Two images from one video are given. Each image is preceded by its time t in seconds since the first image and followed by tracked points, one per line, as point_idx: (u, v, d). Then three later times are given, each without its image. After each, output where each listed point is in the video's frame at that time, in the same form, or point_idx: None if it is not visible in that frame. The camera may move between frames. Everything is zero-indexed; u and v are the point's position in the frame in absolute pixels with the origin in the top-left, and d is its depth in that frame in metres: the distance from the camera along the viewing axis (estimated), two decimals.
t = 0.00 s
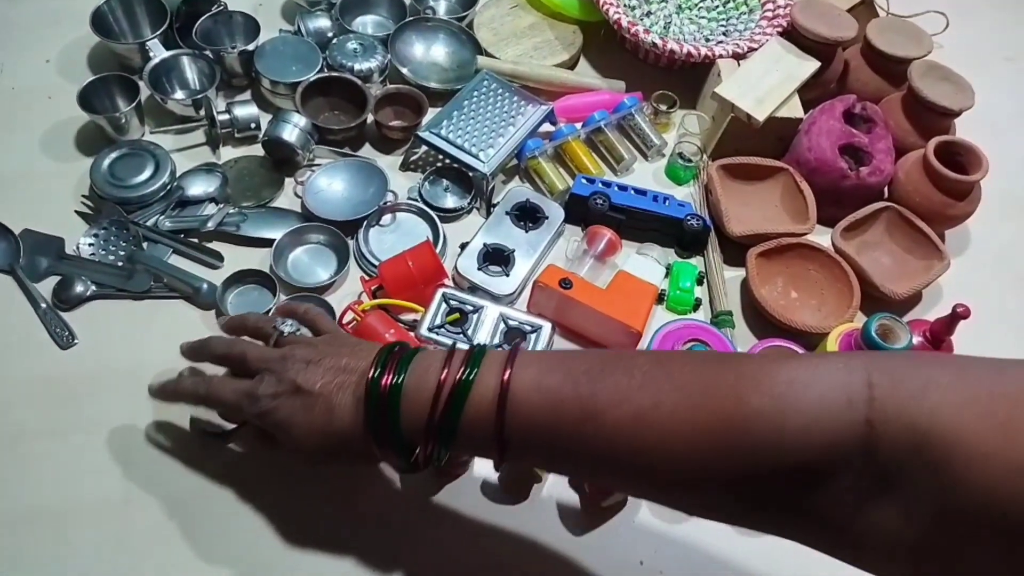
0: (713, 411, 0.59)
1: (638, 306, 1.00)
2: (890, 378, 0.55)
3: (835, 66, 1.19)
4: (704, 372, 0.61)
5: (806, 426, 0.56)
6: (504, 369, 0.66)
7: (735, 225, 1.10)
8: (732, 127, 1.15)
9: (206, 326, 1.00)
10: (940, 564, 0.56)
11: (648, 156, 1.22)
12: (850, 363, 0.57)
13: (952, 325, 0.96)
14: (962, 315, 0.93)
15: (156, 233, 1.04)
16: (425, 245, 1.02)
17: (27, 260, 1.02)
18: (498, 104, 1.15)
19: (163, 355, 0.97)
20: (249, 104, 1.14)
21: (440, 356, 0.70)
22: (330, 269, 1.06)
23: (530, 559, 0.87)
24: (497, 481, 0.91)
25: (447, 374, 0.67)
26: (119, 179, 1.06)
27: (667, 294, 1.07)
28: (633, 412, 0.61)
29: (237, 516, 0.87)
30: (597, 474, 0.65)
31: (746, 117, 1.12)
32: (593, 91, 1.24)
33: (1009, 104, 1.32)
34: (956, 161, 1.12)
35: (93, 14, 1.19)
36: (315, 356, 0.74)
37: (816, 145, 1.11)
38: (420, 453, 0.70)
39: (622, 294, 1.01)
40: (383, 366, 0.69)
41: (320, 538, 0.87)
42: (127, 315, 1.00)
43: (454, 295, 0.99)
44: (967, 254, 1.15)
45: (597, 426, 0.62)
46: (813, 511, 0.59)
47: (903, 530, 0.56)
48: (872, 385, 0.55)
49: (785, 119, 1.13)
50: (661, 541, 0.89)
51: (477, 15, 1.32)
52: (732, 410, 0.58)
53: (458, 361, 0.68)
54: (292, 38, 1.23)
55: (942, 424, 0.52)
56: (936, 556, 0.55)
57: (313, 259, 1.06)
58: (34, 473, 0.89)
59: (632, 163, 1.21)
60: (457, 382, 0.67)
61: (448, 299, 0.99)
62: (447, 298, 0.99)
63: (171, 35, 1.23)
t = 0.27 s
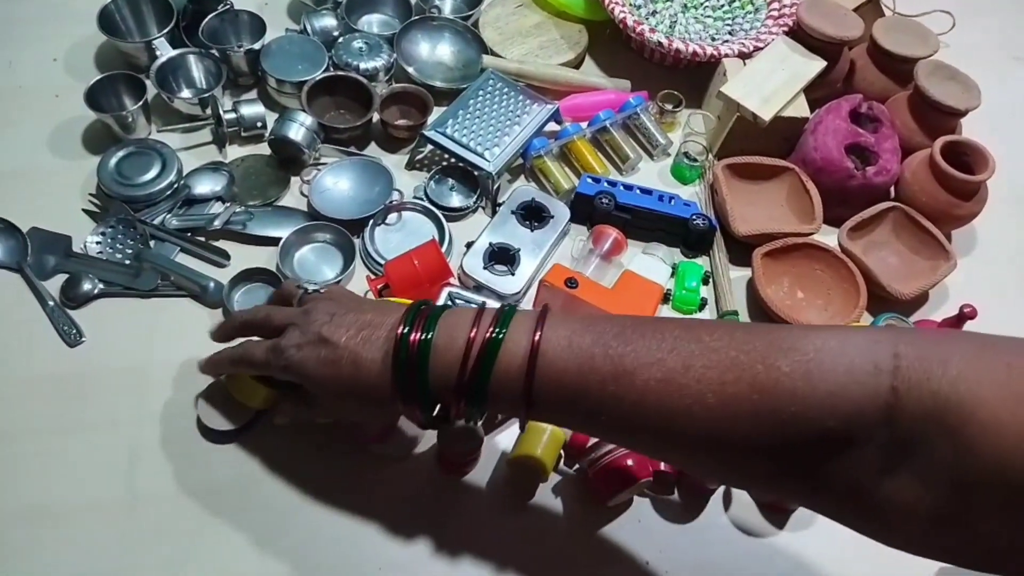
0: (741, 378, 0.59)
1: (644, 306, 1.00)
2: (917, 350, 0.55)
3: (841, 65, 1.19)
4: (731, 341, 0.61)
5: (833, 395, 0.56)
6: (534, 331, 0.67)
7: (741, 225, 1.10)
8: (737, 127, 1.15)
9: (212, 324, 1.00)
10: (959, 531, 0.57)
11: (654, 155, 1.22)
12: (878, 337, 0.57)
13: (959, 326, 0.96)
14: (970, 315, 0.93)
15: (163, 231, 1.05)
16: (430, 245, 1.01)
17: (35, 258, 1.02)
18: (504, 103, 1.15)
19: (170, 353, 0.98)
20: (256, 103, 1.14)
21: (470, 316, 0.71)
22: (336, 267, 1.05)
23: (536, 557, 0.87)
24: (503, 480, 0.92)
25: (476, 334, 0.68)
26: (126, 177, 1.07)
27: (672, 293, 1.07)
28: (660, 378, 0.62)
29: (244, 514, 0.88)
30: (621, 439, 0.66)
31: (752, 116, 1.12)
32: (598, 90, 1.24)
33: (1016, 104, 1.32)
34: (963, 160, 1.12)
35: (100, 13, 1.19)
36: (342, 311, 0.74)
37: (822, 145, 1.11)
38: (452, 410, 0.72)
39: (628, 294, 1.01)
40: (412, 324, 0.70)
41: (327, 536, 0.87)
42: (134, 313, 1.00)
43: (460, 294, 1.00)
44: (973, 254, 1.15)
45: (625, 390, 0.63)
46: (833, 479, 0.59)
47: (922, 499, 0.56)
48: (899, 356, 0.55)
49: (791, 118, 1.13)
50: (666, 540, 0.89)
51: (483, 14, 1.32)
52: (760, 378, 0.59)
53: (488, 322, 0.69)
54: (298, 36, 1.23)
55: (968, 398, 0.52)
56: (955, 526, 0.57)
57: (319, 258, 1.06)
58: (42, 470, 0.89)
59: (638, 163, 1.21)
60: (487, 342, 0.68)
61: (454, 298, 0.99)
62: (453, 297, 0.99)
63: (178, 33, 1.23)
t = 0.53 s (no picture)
0: (755, 373, 0.59)
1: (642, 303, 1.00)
2: (929, 346, 0.55)
3: (841, 63, 1.19)
4: (743, 337, 0.61)
5: (842, 391, 0.56)
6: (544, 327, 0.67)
7: (740, 223, 1.10)
8: (737, 125, 1.15)
9: (211, 322, 1.00)
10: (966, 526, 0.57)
11: (653, 154, 1.22)
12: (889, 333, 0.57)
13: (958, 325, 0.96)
14: (967, 312, 0.94)
15: (162, 229, 1.05)
16: (428, 242, 1.02)
17: (34, 256, 1.02)
18: (503, 101, 1.15)
19: (169, 352, 0.98)
20: (255, 101, 1.14)
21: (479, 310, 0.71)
22: (334, 263, 1.05)
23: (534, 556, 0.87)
24: (501, 478, 0.92)
25: (485, 331, 0.68)
26: (125, 175, 1.07)
27: (671, 291, 1.07)
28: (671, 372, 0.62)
29: (243, 512, 0.88)
30: (631, 435, 0.66)
31: (752, 114, 1.11)
32: (598, 89, 1.24)
33: (1016, 102, 1.32)
34: (962, 159, 1.12)
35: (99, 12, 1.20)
36: (351, 301, 0.74)
37: (822, 143, 1.11)
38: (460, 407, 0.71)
39: (626, 291, 1.01)
40: (424, 317, 0.70)
41: (325, 533, 0.87)
42: (133, 311, 1.00)
43: (458, 292, 1.00)
44: (973, 252, 1.15)
45: (635, 385, 0.63)
46: (840, 474, 0.60)
47: (933, 495, 0.57)
48: (910, 351, 0.55)
49: (790, 117, 1.13)
50: (664, 538, 0.89)
51: (483, 13, 1.32)
52: (766, 373, 0.59)
53: (497, 318, 0.69)
54: (297, 35, 1.23)
55: (978, 394, 0.52)
56: (966, 525, 0.57)
57: (319, 254, 1.06)
58: (41, 468, 0.89)
59: (637, 161, 1.21)
60: (495, 337, 0.68)
61: (452, 296, 0.99)
62: (452, 295, 1.00)
63: (177, 32, 1.23)
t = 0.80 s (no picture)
0: (919, 313, 0.57)
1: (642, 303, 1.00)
2: None
3: (840, 63, 1.19)
4: (891, 285, 0.59)
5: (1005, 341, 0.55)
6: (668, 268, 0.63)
7: (740, 223, 1.10)
8: (737, 125, 1.15)
9: (212, 322, 1.00)
10: None
11: (653, 154, 1.22)
12: None
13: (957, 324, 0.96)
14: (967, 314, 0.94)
15: (162, 229, 1.05)
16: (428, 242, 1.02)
17: (34, 256, 1.02)
18: (503, 102, 1.15)
19: (169, 351, 0.98)
20: (255, 101, 1.14)
21: (570, 240, 0.66)
22: (335, 263, 1.06)
23: (534, 556, 0.87)
24: (501, 478, 0.92)
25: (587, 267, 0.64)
26: (126, 175, 1.07)
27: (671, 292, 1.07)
28: (771, 307, 0.61)
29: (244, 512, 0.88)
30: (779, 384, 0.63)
31: (752, 114, 1.11)
32: (598, 89, 1.24)
33: (1015, 102, 1.32)
34: (962, 159, 1.12)
35: (100, 12, 1.20)
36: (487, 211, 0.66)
37: (821, 143, 1.11)
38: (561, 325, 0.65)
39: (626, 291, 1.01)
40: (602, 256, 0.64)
41: (326, 533, 0.87)
42: (132, 311, 1.00)
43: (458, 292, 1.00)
44: (972, 252, 1.15)
45: (791, 327, 0.60)
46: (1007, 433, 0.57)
47: None
48: None
49: (789, 117, 1.13)
50: (664, 538, 0.89)
51: (482, 13, 1.32)
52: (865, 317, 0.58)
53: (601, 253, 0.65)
54: (297, 35, 1.24)
55: None
56: None
57: (319, 254, 1.07)
58: (42, 468, 0.89)
59: (637, 161, 1.21)
60: (604, 280, 0.63)
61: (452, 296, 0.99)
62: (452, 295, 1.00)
63: (178, 32, 1.23)
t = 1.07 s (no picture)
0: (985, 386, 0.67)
1: (643, 303, 0.99)
2: None
3: (842, 63, 1.19)
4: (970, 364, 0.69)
5: None
6: None
7: (741, 223, 1.10)
8: (738, 125, 1.15)
9: (213, 322, 1.00)
10: None
11: (654, 154, 1.22)
12: None
13: (959, 324, 0.96)
14: (969, 314, 0.93)
15: (163, 229, 1.04)
16: (429, 241, 1.01)
17: (35, 256, 1.02)
18: (505, 101, 1.15)
19: (171, 351, 0.98)
20: (256, 100, 1.14)
21: None
22: (336, 263, 1.06)
23: (535, 556, 0.87)
24: (502, 478, 0.92)
25: None
26: (127, 175, 1.07)
27: (673, 291, 1.07)
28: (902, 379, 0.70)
29: (246, 512, 0.88)
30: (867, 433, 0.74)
31: (753, 114, 1.11)
32: (599, 88, 1.24)
33: (1016, 101, 1.32)
34: (963, 158, 1.12)
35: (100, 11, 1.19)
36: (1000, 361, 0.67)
37: (823, 143, 1.11)
38: None
39: (627, 290, 1.00)
40: None
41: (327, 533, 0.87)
42: (134, 311, 1.00)
43: (459, 292, 1.00)
44: (973, 252, 1.15)
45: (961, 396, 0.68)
46: None
47: None
48: None
49: (790, 116, 1.13)
50: (666, 538, 0.89)
51: (483, 12, 1.31)
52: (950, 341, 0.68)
53: None
54: (298, 34, 1.23)
55: None
56: None
57: (320, 253, 1.06)
58: (43, 468, 0.89)
59: (638, 161, 1.21)
60: None
61: (454, 296, 0.99)
62: (453, 294, 1.00)
63: (178, 31, 1.23)
